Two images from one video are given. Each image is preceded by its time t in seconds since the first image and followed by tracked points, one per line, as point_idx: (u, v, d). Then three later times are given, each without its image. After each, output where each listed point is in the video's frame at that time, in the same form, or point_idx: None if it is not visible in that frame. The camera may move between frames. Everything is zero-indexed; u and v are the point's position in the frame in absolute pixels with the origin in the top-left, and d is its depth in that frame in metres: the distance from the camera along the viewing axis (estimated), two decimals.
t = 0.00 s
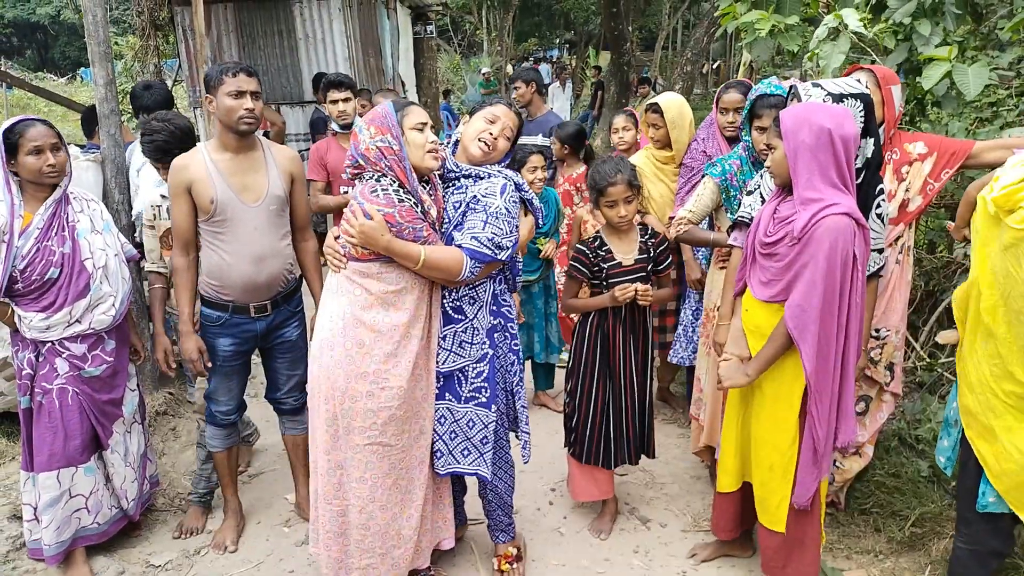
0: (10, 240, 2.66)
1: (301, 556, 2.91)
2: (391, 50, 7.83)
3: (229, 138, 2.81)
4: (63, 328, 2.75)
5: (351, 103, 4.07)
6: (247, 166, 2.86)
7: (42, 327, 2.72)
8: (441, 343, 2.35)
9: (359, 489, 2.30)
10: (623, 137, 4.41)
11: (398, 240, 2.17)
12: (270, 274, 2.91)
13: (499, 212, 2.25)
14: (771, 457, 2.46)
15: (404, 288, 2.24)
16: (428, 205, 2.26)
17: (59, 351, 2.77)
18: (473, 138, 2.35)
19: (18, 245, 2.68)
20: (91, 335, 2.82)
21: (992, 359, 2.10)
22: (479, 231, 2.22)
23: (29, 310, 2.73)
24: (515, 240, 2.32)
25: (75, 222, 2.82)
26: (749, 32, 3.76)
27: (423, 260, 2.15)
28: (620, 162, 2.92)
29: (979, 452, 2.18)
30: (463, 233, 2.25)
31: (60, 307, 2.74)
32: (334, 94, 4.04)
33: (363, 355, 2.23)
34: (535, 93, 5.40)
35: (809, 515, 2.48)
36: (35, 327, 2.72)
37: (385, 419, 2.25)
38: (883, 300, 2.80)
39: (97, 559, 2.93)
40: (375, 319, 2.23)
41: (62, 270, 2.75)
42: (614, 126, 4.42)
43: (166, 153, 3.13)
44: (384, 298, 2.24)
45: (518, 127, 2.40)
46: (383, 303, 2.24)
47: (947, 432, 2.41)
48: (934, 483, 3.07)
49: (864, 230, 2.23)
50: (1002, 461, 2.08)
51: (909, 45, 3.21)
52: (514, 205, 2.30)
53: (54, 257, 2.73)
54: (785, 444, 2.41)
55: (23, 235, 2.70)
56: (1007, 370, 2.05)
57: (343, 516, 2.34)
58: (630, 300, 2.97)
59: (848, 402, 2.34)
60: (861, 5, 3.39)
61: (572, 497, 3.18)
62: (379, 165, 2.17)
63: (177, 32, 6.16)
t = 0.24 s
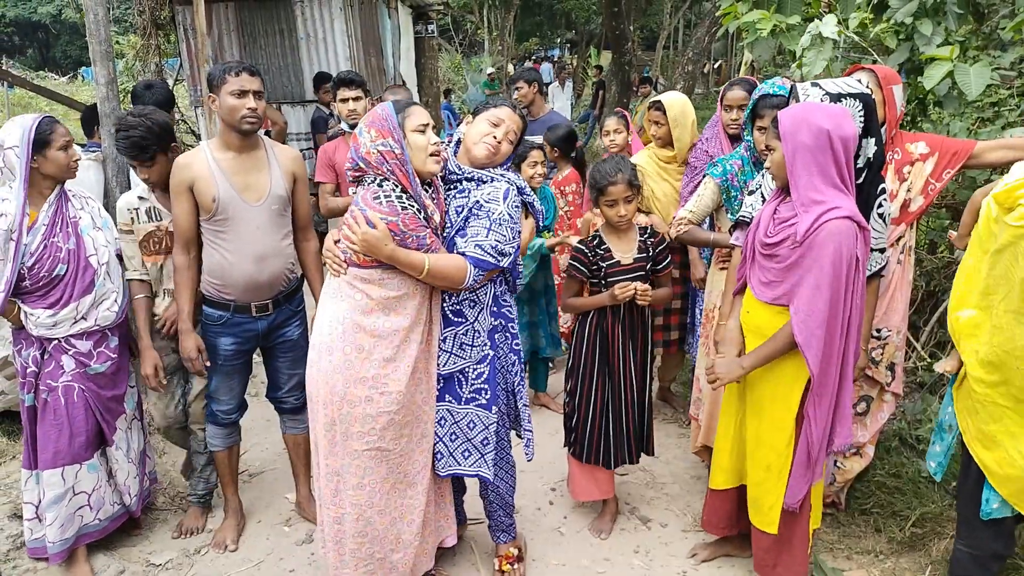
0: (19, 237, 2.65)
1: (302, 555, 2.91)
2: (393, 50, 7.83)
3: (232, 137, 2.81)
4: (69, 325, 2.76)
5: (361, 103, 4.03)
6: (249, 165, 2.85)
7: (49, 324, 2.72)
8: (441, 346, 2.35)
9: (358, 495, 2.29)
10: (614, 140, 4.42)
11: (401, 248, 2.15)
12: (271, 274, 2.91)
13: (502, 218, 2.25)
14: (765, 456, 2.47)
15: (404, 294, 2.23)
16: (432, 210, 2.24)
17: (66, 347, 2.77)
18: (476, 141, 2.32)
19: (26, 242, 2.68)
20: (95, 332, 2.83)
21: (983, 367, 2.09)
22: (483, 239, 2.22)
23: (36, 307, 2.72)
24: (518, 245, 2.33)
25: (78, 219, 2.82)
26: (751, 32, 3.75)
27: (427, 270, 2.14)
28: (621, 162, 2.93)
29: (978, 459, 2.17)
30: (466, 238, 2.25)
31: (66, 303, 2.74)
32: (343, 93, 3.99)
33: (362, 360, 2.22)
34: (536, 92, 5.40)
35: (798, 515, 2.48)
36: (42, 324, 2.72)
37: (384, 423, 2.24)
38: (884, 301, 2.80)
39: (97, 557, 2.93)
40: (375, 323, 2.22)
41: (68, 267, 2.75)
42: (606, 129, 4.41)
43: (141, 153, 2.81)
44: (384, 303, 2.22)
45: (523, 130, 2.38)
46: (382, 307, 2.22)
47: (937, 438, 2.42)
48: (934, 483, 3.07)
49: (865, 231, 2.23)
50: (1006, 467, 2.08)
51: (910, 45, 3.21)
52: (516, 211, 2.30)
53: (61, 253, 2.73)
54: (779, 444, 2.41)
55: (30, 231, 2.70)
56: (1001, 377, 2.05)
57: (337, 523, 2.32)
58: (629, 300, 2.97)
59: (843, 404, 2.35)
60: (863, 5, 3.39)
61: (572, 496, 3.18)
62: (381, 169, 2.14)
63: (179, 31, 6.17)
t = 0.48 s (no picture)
0: (31, 236, 2.65)
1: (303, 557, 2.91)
2: (395, 52, 7.84)
3: (235, 138, 2.82)
4: (76, 324, 2.77)
5: (367, 103, 4.04)
6: (252, 167, 2.86)
7: (57, 323, 2.73)
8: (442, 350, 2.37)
9: (359, 505, 2.27)
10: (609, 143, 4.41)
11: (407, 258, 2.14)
12: (274, 275, 2.92)
13: (502, 224, 2.26)
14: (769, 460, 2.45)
15: (406, 302, 2.22)
16: (434, 215, 2.25)
17: (72, 347, 2.77)
18: (473, 146, 2.33)
19: (37, 241, 2.68)
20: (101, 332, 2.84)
21: (982, 372, 2.09)
22: (487, 246, 2.24)
23: (44, 307, 2.72)
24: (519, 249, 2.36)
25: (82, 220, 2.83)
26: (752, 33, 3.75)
27: (434, 279, 2.14)
28: (620, 163, 2.93)
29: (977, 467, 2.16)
30: (468, 244, 2.25)
31: (74, 303, 2.76)
32: (350, 91, 4.00)
33: (364, 370, 2.20)
34: (538, 94, 5.40)
35: (801, 517, 2.48)
36: (49, 323, 2.72)
37: (385, 433, 2.23)
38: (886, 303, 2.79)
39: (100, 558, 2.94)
40: (377, 332, 2.20)
41: (76, 267, 2.77)
42: (598, 132, 4.41)
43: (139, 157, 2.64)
44: (385, 312, 2.21)
45: (519, 131, 2.41)
46: (384, 315, 2.21)
47: (938, 443, 2.41)
48: (936, 485, 3.06)
49: (872, 233, 2.24)
50: (1004, 474, 2.06)
51: (912, 46, 3.21)
52: (515, 216, 2.33)
53: (70, 253, 2.75)
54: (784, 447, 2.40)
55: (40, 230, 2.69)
56: (995, 382, 2.05)
57: (339, 532, 2.31)
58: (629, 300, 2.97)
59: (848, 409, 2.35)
60: (864, 6, 3.38)
61: (574, 498, 3.18)
62: (381, 174, 2.15)
63: (181, 33, 6.18)
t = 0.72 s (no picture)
0: (32, 235, 2.65)
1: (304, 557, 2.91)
2: (393, 52, 7.84)
3: (237, 139, 2.82)
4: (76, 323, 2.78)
5: (362, 107, 4.02)
6: (254, 168, 2.86)
7: (57, 322, 2.73)
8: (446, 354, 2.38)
9: (371, 515, 2.26)
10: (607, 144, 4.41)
11: (415, 268, 2.14)
12: (277, 276, 2.92)
13: (507, 231, 2.24)
14: (789, 465, 2.44)
15: (413, 312, 2.21)
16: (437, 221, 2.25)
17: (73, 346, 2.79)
18: (472, 150, 2.31)
19: (38, 240, 2.67)
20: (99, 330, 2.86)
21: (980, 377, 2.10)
22: (493, 255, 2.23)
23: (46, 305, 2.72)
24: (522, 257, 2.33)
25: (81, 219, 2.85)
26: (751, 33, 3.75)
27: (444, 289, 2.14)
28: (618, 163, 2.93)
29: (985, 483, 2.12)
30: (475, 253, 2.25)
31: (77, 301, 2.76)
32: (344, 96, 3.96)
33: (370, 380, 2.19)
34: (537, 94, 5.40)
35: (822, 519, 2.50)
36: (50, 322, 2.72)
37: (393, 441, 2.22)
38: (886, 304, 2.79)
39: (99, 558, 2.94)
40: (383, 341, 2.20)
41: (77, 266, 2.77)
42: (594, 134, 4.41)
43: (134, 161, 2.54)
44: (391, 321, 2.20)
45: (515, 135, 2.41)
46: (391, 324, 2.20)
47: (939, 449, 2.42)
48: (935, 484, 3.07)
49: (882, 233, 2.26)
50: (1014, 489, 2.02)
51: (911, 46, 3.22)
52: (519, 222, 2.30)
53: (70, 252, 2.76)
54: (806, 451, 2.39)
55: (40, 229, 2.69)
56: (995, 388, 2.05)
57: (349, 541, 2.31)
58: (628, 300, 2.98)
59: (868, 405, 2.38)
60: (863, 7, 3.39)
61: (574, 497, 3.19)
62: (382, 183, 2.14)
63: (179, 34, 6.18)
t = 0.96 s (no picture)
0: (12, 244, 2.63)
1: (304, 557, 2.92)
2: (394, 52, 7.84)
3: (238, 140, 2.82)
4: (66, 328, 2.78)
5: (349, 107, 3.81)
6: (255, 169, 2.86)
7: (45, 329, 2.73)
8: (455, 361, 2.37)
9: (368, 521, 2.25)
10: (609, 142, 4.42)
11: (419, 280, 2.14)
12: (278, 277, 2.92)
13: (519, 238, 2.23)
14: (808, 476, 2.40)
15: (419, 321, 2.22)
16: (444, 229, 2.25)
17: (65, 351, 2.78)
18: (490, 154, 2.31)
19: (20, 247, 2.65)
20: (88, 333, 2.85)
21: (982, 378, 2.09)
22: (502, 264, 2.22)
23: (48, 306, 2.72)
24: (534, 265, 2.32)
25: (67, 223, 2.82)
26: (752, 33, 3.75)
27: (449, 300, 2.15)
28: (619, 163, 2.93)
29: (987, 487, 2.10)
30: (483, 258, 2.25)
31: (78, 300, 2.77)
32: (330, 98, 3.78)
33: (371, 384, 2.20)
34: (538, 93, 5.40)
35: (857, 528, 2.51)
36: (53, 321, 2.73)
37: (391, 447, 2.22)
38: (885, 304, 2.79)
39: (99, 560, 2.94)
40: (386, 348, 2.20)
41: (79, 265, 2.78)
42: (599, 131, 4.42)
43: (82, 160, 2.34)
44: (395, 329, 2.20)
45: (532, 139, 2.41)
46: (394, 330, 2.20)
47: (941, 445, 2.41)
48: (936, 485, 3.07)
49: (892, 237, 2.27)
50: (1013, 493, 2.00)
51: (912, 46, 3.22)
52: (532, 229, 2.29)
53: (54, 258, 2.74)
54: (828, 462, 2.36)
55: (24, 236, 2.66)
56: (995, 390, 2.03)
57: (345, 548, 2.29)
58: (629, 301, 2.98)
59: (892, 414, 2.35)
60: (864, 7, 3.38)
61: (574, 497, 3.19)
62: (390, 194, 2.13)
63: (181, 34, 6.19)
